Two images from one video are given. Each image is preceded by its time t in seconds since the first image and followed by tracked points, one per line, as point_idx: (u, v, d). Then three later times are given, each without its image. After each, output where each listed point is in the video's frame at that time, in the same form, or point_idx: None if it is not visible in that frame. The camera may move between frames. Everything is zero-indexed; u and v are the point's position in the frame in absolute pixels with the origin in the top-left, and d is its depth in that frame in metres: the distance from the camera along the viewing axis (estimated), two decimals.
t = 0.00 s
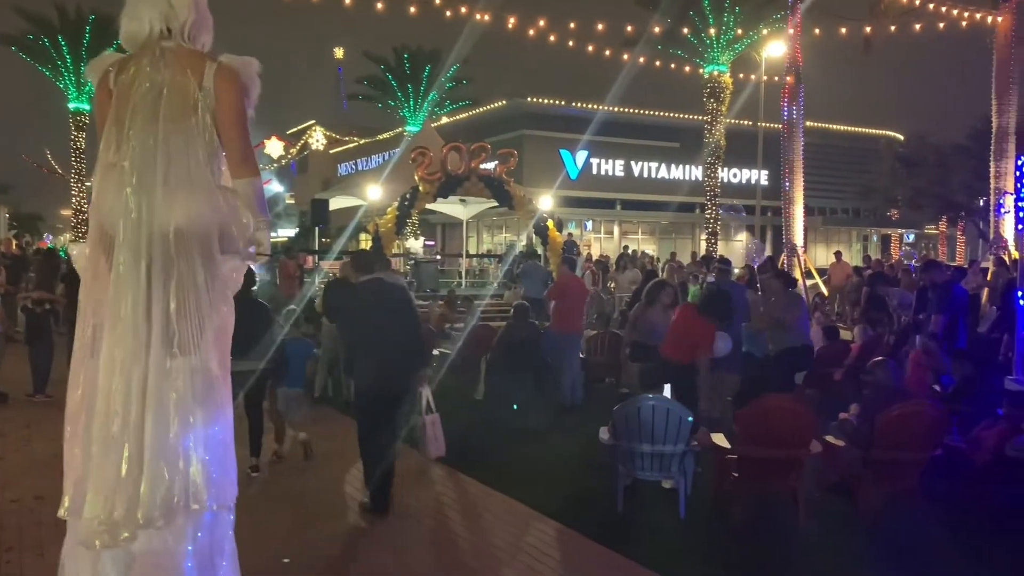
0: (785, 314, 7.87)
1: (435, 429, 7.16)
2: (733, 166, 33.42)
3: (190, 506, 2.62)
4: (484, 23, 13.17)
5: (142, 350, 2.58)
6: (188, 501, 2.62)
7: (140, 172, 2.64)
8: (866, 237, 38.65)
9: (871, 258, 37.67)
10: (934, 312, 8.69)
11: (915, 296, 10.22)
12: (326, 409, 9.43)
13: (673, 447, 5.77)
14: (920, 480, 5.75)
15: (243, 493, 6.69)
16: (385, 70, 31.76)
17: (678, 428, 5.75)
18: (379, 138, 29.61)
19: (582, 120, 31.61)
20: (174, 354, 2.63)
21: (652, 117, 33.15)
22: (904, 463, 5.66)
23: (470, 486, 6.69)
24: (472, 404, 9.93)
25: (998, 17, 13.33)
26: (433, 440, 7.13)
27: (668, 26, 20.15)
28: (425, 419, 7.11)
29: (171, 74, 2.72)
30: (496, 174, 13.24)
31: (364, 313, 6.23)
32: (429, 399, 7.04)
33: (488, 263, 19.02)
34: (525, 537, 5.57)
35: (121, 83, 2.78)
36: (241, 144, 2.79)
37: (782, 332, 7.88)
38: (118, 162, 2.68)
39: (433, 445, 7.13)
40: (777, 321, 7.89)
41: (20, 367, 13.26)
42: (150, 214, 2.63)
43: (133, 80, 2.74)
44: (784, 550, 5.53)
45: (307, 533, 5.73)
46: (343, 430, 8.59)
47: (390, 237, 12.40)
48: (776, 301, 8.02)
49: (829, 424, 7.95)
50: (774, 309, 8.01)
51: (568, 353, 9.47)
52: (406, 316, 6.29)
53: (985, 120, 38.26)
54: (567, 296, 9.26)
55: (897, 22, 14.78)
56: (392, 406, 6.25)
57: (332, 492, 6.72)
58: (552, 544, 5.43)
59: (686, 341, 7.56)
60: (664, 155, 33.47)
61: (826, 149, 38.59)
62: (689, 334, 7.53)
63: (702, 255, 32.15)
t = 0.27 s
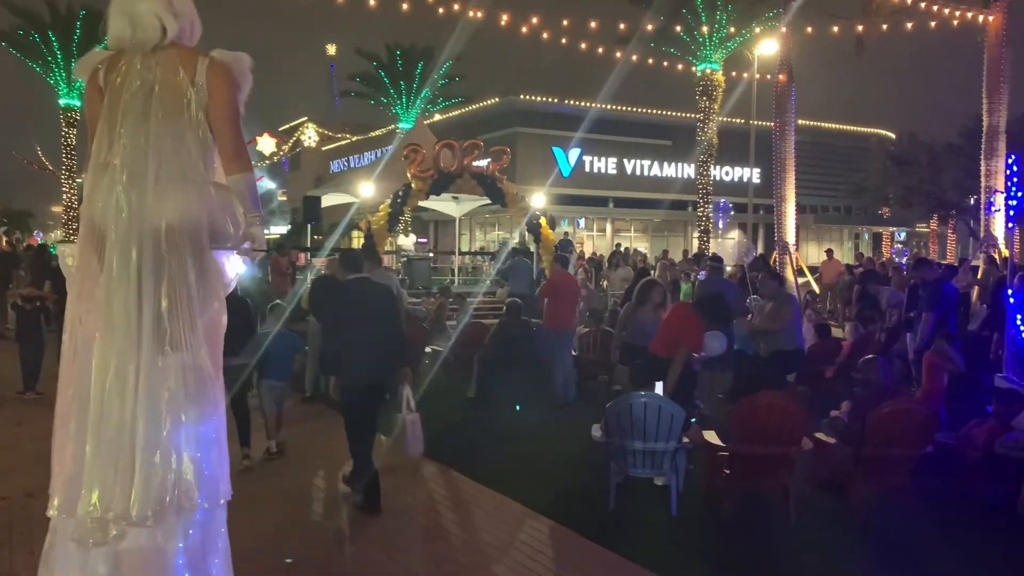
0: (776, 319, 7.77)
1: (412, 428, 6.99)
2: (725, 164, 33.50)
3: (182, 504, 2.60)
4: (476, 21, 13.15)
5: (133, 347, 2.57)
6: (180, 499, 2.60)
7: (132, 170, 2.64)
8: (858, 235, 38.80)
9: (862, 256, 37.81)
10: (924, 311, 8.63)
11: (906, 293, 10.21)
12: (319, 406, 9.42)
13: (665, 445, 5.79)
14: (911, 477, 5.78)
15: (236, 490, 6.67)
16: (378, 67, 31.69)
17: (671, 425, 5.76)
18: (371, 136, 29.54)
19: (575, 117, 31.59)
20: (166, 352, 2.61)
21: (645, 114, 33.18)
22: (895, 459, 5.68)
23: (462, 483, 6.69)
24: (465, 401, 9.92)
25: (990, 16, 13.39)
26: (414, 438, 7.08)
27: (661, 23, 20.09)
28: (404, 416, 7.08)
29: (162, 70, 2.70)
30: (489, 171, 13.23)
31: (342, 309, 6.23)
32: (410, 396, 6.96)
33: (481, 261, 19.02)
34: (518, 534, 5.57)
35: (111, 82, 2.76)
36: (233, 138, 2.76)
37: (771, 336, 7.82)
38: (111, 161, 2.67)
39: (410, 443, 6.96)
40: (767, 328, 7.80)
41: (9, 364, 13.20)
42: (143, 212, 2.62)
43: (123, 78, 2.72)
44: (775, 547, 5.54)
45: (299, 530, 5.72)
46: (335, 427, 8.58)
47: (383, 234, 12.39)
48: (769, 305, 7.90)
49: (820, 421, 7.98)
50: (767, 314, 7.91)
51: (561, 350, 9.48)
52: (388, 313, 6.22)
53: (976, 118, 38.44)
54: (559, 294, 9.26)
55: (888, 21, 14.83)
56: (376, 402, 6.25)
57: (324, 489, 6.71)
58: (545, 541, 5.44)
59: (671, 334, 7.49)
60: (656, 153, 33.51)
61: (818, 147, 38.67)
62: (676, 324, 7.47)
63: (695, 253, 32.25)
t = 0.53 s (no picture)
0: (765, 320, 7.76)
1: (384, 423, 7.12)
2: (715, 162, 33.57)
3: (170, 501, 2.59)
4: (467, 17, 13.12)
5: (121, 343, 2.56)
6: (168, 497, 2.58)
7: (120, 166, 2.62)
8: (847, 233, 38.94)
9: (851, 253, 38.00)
10: (913, 308, 8.70)
11: (895, 291, 10.27)
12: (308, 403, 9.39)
13: (655, 441, 5.80)
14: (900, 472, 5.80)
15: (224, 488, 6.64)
16: (369, 63, 31.68)
17: (661, 422, 5.76)
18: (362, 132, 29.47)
19: (565, 115, 31.64)
20: (154, 348, 2.59)
21: (635, 112, 33.23)
22: (884, 455, 5.71)
23: (451, 480, 6.67)
24: (455, 398, 9.90)
25: (978, 15, 13.53)
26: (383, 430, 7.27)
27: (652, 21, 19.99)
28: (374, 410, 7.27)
29: (149, 66, 2.68)
30: (479, 168, 13.21)
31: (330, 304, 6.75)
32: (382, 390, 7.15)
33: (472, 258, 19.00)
34: (507, 530, 5.57)
35: (98, 78, 2.74)
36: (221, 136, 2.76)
37: (760, 335, 7.80)
38: (98, 156, 2.66)
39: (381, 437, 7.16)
40: (756, 331, 7.78)
41: None
42: (130, 208, 2.60)
43: (110, 74, 2.70)
44: (765, 544, 5.57)
45: (287, 526, 5.69)
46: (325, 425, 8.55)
47: (373, 231, 12.38)
48: (758, 308, 7.88)
49: (809, 418, 8.00)
50: (755, 315, 7.90)
51: (552, 348, 9.49)
52: (374, 311, 6.84)
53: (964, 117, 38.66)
54: (550, 291, 9.25)
55: (877, 20, 14.89)
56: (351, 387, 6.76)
57: (314, 485, 6.68)
58: (534, 538, 5.43)
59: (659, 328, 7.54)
60: (647, 150, 33.55)
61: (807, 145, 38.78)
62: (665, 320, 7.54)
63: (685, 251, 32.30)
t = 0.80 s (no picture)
0: (754, 322, 7.73)
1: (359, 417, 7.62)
2: (705, 160, 33.65)
3: (156, 500, 2.57)
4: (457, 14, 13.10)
5: (107, 340, 2.54)
6: (154, 495, 2.57)
7: (106, 163, 2.60)
8: (835, 232, 39.12)
9: (839, 252, 38.22)
10: (901, 307, 8.75)
11: (883, 290, 10.33)
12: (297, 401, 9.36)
13: (644, 439, 5.81)
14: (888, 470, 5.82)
15: (212, 485, 6.61)
16: (360, 60, 31.89)
17: (650, 420, 5.78)
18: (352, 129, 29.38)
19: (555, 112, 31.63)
20: (140, 345, 2.58)
21: (626, 110, 33.27)
22: (872, 452, 5.73)
23: (440, 478, 6.66)
24: (445, 395, 9.89)
25: (966, 15, 13.63)
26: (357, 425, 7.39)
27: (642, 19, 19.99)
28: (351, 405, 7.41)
29: (134, 64, 2.67)
30: (469, 166, 13.20)
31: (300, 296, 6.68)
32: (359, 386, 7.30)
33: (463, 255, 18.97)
34: (497, 528, 5.56)
35: (85, 73, 2.72)
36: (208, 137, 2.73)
37: (750, 337, 7.78)
38: (83, 152, 2.64)
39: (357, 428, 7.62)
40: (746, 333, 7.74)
41: None
42: (116, 204, 2.59)
43: (97, 70, 2.68)
44: (752, 541, 5.58)
45: (275, 524, 5.67)
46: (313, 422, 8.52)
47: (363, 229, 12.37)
48: (746, 310, 7.85)
49: (797, 415, 8.03)
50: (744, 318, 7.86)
51: (541, 346, 9.48)
52: (352, 301, 6.78)
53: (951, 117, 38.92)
54: (539, 289, 9.24)
55: (866, 19, 14.96)
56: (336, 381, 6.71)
57: (302, 483, 6.66)
58: (524, 536, 5.43)
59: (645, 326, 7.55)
60: (637, 148, 33.60)
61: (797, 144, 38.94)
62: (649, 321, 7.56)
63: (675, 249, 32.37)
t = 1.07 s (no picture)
0: (738, 323, 7.75)
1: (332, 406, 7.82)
2: (692, 159, 33.75)
3: (138, 497, 2.55)
4: (446, 11, 13.08)
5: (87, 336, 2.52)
6: (136, 492, 2.55)
7: (85, 157, 2.58)
8: (821, 231, 39.34)
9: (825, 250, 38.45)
10: (885, 305, 8.81)
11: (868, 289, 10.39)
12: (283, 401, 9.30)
13: (630, 436, 5.82)
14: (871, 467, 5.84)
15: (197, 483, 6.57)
16: (346, 56, 31.75)
17: (636, 417, 5.80)
18: (339, 126, 29.27)
19: (542, 110, 31.58)
20: (121, 341, 2.56)
21: (614, 108, 33.30)
22: (857, 449, 5.73)
23: (425, 475, 6.64)
24: (432, 393, 9.86)
25: (951, 15, 13.72)
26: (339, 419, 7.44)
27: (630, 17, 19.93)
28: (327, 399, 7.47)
29: (116, 58, 2.66)
30: (457, 163, 13.18)
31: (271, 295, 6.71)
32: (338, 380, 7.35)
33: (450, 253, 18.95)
34: (482, 525, 5.56)
35: (67, 66, 2.70)
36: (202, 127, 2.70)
37: (734, 335, 7.79)
38: (62, 144, 2.61)
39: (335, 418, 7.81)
40: (730, 336, 7.76)
41: None
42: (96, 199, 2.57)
43: (79, 62, 2.66)
44: (737, 538, 5.59)
45: (260, 523, 5.63)
46: (298, 423, 8.48)
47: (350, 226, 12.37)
48: (728, 313, 7.85)
49: (783, 413, 8.06)
50: (726, 319, 7.88)
51: (528, 344, 9.48)
52: (326, 296, 6.81)
53: (936, 117, 39.21)
54: (526, 287, 9.24)
55: (853, 19, 15.05)
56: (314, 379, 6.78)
57: (287, 480, 6.62)
58: (510, 533, 5.42)
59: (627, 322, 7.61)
60: (624, 146, 33.66)
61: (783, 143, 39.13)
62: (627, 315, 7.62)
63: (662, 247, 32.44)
